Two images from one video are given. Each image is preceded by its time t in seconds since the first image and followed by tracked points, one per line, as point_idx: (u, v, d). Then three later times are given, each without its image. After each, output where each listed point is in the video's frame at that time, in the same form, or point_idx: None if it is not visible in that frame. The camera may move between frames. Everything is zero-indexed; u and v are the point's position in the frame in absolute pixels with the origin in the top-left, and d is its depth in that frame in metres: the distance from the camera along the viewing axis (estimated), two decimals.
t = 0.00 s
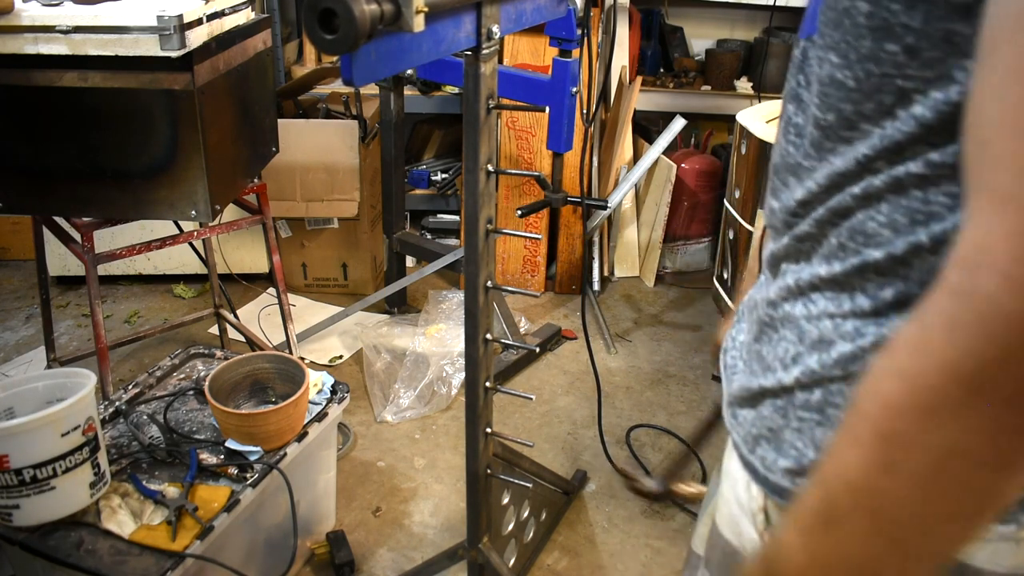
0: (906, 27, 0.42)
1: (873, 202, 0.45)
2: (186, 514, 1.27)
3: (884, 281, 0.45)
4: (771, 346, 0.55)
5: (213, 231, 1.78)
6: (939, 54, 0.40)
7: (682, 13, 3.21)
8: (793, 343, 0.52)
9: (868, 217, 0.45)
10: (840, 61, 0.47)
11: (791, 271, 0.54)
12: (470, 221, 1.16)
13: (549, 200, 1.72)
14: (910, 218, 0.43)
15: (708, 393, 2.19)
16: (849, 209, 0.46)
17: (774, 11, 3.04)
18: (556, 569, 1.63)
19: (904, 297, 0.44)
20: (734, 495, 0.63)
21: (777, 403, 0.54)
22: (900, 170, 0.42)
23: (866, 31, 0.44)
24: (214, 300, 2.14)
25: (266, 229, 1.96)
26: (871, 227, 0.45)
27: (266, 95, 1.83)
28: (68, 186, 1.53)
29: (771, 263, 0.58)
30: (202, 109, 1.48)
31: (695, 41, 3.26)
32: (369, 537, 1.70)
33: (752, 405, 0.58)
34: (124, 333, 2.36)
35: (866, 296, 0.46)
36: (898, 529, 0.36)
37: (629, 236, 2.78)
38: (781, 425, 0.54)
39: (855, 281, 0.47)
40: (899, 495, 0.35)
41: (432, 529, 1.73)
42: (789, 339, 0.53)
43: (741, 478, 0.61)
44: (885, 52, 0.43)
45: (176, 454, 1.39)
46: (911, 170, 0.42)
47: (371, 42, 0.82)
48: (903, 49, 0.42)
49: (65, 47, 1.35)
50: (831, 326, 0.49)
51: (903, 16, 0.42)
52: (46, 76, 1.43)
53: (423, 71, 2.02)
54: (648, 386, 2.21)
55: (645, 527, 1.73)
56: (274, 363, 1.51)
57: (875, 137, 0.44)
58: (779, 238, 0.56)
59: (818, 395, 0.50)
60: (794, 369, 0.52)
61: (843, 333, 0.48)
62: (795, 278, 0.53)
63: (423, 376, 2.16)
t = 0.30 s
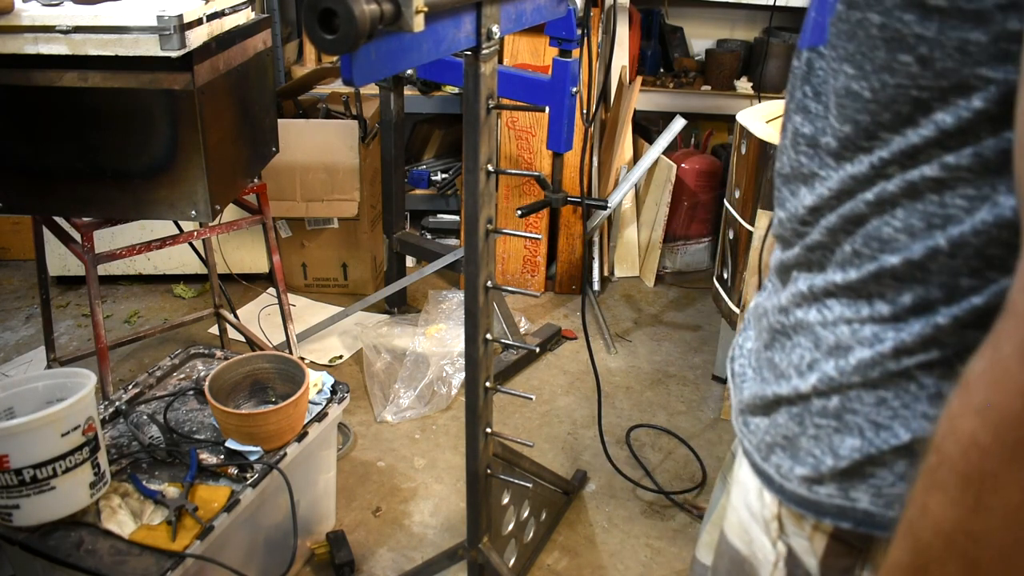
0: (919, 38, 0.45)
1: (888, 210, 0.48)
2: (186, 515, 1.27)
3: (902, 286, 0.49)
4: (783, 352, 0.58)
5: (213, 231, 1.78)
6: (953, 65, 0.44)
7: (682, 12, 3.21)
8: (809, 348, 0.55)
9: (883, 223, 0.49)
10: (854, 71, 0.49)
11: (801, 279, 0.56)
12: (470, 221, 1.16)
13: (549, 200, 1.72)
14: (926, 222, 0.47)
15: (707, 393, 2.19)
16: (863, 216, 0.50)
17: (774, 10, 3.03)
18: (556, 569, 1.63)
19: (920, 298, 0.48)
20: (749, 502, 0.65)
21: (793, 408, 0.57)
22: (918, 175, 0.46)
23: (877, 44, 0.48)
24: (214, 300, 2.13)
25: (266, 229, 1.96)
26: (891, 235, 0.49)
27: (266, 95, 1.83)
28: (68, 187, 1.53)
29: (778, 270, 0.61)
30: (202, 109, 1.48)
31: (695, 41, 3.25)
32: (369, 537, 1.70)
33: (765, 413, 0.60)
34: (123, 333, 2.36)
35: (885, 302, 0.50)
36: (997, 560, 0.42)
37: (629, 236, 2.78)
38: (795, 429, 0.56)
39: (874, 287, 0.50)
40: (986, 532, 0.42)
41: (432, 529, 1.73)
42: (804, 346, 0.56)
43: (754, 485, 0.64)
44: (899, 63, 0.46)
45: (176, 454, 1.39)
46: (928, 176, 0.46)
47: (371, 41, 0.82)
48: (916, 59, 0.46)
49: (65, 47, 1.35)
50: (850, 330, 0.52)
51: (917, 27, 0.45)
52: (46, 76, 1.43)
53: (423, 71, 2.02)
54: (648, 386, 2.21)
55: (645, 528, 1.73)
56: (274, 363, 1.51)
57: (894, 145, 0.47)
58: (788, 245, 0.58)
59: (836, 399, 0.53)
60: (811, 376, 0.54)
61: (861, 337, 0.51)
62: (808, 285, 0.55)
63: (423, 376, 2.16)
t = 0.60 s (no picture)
0: (912, 36, 0.45)
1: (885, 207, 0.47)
2: (186, 514, 1.27)
3: (898, 284, 0.47)
4: (785, 348, 0.58)
5: (213, 231, 1.78)
6: (945, 64, 0.43)
7: (682, 12, 3.21)
8: (808, 345, 0.55)
9: (879, 220, 0.48)
10: (854, 69, 0.49)
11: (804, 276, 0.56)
12: (470, 221, 1.17)
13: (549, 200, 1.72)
14: (921, 219, 0.45)
15: (708, 393, 2.19)
16: (862, 213, 0.49)
17: (775, 11, 3.04)
18: (556, 569, 1.63)
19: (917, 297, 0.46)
20: (745, 497, 0.66)
21: (792, 405, 0.56)
22: (913, 171, 0.45)
23: (877, 41, 0.47)
24: (214, 300, 2.13)
25: (266, 229, 1.96)
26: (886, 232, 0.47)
27: (267, 95, 1.83)
28: (68, 187, 1.53)
29: (783, 267, 0.61)
30: (202, 109, 1.48)
31: (695, 41, 3.26)
32: (369, 537, 1.70)
33: (765, 408, 0.60)
34: (124, 333, 2.36)
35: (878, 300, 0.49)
36: (882, 538, 0.35)
37: (629, 236, 2.78)
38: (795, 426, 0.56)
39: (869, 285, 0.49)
40: (872, 518, 0.35)
41: (432, 529, 1.73)
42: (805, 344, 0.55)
43: (753, 480, 0.64)
44: (895, 60, 0.45)
45: (176, 454, 1.39)
46: (924, 175, 0.44)
47: (371, 41, 0.82)
48: (909, 58, 0.45)
49: (65, 47, 1.35)
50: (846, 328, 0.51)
51: (911, 26, 0.45)
52: (46, 76, 1.43)
53: (423, 71, 2.02)
54: (648, 386, 2.21)
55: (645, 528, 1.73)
56: (274, 363, 1.51)
57: (891, 141, 0.46)
58: (794, 242, 0.59)
59: (832, 399, 0.52)
60: (809, 373, 0.54)
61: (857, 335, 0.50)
62: (808, 282, 0.56)
63: (423, 376, 2.16)
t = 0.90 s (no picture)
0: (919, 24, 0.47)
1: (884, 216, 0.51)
2: (186, 515, 1.27)
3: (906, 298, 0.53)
4: (791, 355, 0.64)
5: (213, 231, 1.78)
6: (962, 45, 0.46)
7: (682, 12, 3.21)
8: (816, 352, 0.61)
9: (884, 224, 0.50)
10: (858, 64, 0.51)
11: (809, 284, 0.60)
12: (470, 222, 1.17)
13: (549, 200, 1.72)
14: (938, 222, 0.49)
15: (708, 394, 2.19)
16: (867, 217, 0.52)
17: (775, 10, 3.03)
18: (556, 569, 1.63)
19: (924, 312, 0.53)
20: (753, 501, 0.72)
21: (801, 411, 0.64)
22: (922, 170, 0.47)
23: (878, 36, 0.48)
24: (214, 300, 2.13)
25: (266, 229, 1.96)
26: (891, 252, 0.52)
27: (266, 95, 1.83)
28: (68, 187, 1.53)
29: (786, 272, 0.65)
30: (202, 108, 1.47)
31: (695, 41, 3.26)
32: (369, 537, 1.70)
33: (772, 415, 0.66)
34: (123, 333, 2.36)
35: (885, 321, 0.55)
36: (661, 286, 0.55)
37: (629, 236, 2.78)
38: (807, 434, 0.64)
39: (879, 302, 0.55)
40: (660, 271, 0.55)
41: (432, 529, 1.73)
42: (811, 349, 0.62)
43: (761, 487, 0.70)
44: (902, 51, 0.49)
45: (176, 454, 1.39)
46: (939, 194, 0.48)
47: (371, 42, 0.82)
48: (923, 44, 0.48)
49: (65, 47, 1.35)
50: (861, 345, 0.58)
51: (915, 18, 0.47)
52: (46, 76, 1.43)
53: (423, 71, 2.02)
54: (648, 386, 2.21)
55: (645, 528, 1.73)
56: (274, 363, 1.51)
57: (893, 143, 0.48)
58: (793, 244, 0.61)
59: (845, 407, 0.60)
60: (821, 383, 0.62)
61: (868, 347, 0.57)
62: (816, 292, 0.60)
63: (423, 376, 2.16)
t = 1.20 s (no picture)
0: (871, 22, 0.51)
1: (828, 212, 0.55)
2: (186, 515, 1.27)
3: (861, 267, 0.54)
4: (771, 327, 0.64)
5: (213, 231, 1.78)
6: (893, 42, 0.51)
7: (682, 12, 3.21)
8: (788, 324, 0.61)
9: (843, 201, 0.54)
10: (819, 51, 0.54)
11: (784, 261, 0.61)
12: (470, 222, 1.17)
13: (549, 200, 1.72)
14: (871, 203, 0.52)
15: (708, 394, 2.19)
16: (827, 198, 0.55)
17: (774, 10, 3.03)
18: (556, 569, 1.63)
19: (875, 280, 0.54)
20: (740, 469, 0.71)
21: (771, 378, 0.63)
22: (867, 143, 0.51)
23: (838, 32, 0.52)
24: (214, 300, 2.13)
25: (266, 229, 1.96)
26: (848, 240, 0.54)
27: (266, 95, 1.83)
28: (68, 187, 1.53)
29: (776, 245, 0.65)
30: (202, 108, 1.48)
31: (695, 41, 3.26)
32: (369, 537, 1.70)
33: (751, 384, 0.67)
34: (124, 333, 2.36)
35: (841, 292, 0.56)
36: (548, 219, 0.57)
37: (630, 236, 2.78)
38: (773, 399, 0.63)
39: (839, 279, 0.56)
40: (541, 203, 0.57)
41: (432, 529, 1.73)
42: (781, 321, 0.63)
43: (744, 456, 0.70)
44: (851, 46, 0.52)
45: (176, 454, 1.39)
46: (886, 185, 0.51)
47: (371, 42, 0.82)
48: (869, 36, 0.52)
49: (65, 47, 1.35)
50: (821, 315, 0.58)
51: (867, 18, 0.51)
52: (46, 76, 1.43)
53: (423, 71, 2.02)
54: (648, 386, 2.21)
55: (645, 528, 1.73)
56: (274, 363, 1.51)
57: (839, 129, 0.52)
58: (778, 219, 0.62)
59: (805, 372, 0.60)
60: (786, 351, 0.61)
61: (829, 317, 0.57)
62: (790, 265, 0.61)
63: (423, 376, 2.16)
